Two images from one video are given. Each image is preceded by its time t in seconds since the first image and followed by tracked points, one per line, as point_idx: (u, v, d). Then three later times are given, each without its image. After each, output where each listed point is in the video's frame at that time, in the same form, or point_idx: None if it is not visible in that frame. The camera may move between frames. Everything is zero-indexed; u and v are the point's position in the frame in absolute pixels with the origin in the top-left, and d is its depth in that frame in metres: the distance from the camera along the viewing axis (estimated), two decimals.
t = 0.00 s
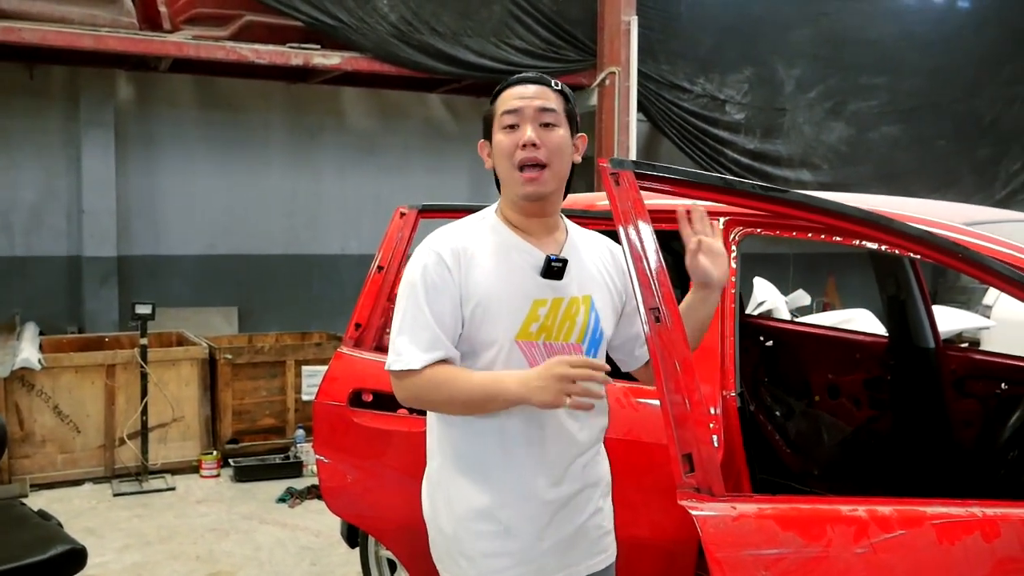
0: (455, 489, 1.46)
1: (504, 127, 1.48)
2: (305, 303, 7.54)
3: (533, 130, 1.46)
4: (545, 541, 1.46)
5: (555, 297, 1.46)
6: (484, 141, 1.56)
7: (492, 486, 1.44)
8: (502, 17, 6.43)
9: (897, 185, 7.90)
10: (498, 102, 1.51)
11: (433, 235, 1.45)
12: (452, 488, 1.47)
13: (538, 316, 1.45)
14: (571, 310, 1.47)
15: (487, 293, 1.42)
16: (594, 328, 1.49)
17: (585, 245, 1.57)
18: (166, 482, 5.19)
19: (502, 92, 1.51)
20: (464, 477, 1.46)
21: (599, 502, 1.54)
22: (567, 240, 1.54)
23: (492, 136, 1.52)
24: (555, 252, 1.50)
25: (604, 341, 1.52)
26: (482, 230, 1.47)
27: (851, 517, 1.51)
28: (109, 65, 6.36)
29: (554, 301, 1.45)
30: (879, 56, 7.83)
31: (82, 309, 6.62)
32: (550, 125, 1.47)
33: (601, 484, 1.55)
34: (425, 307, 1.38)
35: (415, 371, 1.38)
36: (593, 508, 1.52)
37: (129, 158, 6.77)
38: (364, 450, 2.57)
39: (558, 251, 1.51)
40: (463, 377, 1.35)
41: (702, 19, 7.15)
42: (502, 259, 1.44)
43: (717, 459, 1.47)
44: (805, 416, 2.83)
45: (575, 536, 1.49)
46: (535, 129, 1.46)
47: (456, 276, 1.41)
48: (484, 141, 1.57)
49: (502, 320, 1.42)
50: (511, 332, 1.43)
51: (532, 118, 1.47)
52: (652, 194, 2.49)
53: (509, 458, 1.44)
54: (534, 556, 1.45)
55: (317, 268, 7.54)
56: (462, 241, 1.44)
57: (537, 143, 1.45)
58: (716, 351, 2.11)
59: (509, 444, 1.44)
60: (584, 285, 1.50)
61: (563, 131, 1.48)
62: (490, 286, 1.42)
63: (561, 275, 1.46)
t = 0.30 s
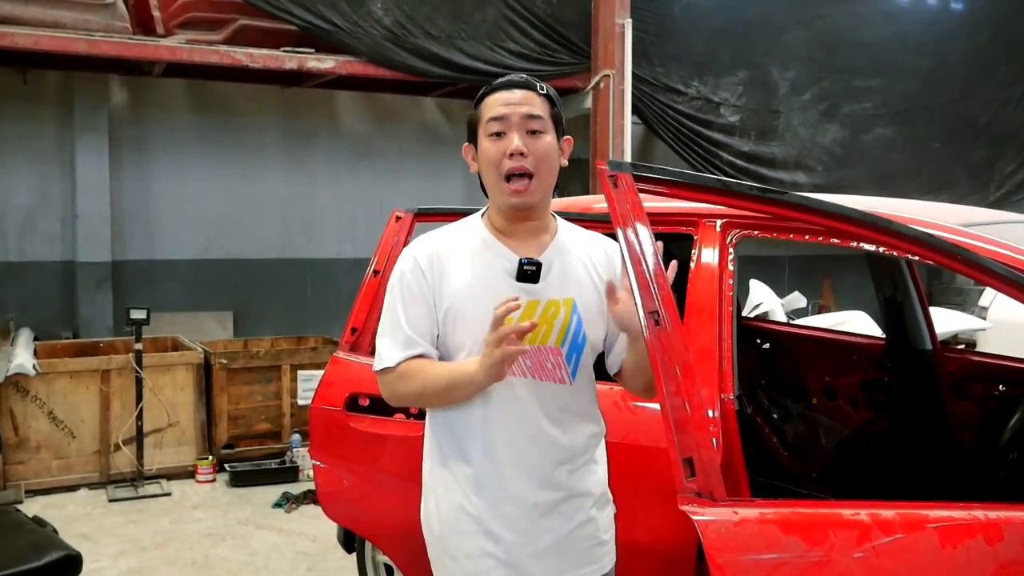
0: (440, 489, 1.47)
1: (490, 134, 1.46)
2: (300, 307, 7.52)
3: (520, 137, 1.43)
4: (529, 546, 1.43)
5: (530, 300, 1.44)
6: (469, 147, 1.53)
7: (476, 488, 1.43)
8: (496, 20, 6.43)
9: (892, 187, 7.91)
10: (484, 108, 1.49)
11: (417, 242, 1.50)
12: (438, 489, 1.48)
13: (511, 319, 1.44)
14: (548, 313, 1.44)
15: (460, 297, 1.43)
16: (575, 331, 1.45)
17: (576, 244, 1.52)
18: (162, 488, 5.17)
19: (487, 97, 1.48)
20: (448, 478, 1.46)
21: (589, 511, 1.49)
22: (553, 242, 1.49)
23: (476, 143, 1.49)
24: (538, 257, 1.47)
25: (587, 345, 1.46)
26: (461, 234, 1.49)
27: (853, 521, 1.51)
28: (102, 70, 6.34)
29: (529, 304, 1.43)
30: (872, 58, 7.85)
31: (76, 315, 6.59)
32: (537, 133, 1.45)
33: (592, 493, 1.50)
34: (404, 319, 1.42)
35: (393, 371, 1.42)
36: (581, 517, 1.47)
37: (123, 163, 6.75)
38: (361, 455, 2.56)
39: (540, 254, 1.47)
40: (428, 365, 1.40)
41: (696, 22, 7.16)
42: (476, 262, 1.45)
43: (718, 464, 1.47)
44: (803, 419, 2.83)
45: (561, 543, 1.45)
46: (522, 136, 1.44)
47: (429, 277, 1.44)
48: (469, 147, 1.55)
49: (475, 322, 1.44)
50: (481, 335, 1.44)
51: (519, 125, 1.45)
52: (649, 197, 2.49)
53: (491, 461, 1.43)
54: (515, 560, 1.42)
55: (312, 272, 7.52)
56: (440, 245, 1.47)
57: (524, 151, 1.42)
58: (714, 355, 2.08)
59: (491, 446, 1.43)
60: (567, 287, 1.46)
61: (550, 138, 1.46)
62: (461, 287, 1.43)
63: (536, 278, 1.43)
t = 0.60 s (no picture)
0: (436, 490, 1.48)
1: (484, 144, 1.43)
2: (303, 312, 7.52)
3: (514, 151, 1.41)
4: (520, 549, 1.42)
5: (521, 310, 1.43)
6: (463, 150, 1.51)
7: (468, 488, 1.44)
8: (497, 25, 6.45)
9: (894, 190, 7.91)
10: (479, 115, 1.46)
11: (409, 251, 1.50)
12: (434, 491, 1.49)
13: (500, 330, 1.42)
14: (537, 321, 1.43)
15: (448, 307, 1.43)
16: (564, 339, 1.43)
17: (569, 247, 1.49)
18: (165, 493, 5.16)
19: (483, 103, 1.45)
20: (442, 479, 1.47)
21: (585, 516, 1.45)
22: (545, 246, 1.47)
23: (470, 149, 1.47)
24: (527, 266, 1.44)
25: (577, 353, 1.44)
26: (453, 242, 1.48)
27: (859, 526, 1.51)
28: (105, 76, 6.36)
29: (518, 313, 1.42)
30: (874, 61, 7.84)
31: (80, 321, 6.60)
32: (532, 146, 1.42)
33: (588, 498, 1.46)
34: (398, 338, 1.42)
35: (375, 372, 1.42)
36: (576, 522, 1.44)
37: (126, 169, 6.76)
38: (364, 461, 2.55)
39: (529, 262, 1.45)
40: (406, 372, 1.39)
41: (698, 26, 7.16)
42: (465, 270, 1.44)
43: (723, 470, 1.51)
44: (806, 423, 2.83)
45: (553, 548, 1.43)
46: (516, 149, 1.41)
47: (419, 287, 1.45)
48: (463, 149, 1.52)
49: (464, 330, 1.42)
50: (470, 345, 1.42)
51: (514, 138, 1.42)
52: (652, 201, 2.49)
53: (482, 462, 1.43)
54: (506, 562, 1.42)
55: (315, 277, 7.52)
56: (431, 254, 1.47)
57: (517, 167, 1.41)
58: (716, 358, 2.07)
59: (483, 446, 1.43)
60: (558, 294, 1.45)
61: (545, 151, 1.44)
62: (449, 295, 1.43)
63: (526, 288, 1.43)
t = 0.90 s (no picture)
0: (426, 488, 1.48)
1: (473, 144, 1.42)
2: (306, 315, 7.53)
3: (501, 151, 1.40)
4: (512, 548, 1.42)
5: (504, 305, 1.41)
6: (455, 153, 1.51)
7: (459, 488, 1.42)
8: (500, 28, 6.45)
9: (897, 191, 7.90)
10: (467, 117, 1.45)
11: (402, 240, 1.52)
12: (425, 488, 1.49)
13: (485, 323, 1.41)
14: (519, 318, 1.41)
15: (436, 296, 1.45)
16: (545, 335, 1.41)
17: (557, 241, 1.47)
18: (169, 496, 5.17)
19: (471, 105, 1.45)
20: (432, 477, 1.47)
21: (574, 515, 1.44)
22: (531, 243, 1.45)
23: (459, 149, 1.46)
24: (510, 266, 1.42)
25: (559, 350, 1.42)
26: (447, 240, 1.49)
27: (861, 527, 1.51)
28: (108, 80, 6.37)
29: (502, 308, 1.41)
30: (876, 62, 7.84)
31: (83, 324, 6.61)
32: (520, 146, 1.41)
33: (578, 497, 1.45)
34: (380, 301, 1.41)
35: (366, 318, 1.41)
36: (565, 520, 1.43)
37: (129, 172, 6.78)
38: (367, 463, 2.55)
39: (515, 260, 1.43)
40: (392, 290, 1.40)
41: (700, 28, 7.16)
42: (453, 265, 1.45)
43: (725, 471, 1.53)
44: (809, 425, 2.82)
45: (544, 547, 1.42)
46: (504, 149, 1.40)
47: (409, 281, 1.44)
48: (454, 152, 1.52)
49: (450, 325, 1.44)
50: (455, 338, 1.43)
51: (502, 137, 1.41)
52: (654, 202, 2.49)
53: (472, 461, 1.42)
54: (495, 561, 1.41)
55: (317, 280, 7.53)
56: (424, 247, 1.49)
57: (505, 164, 1.39)
58: (718, 360, 2.07)
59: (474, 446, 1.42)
60: (540, 288, 1.43)
61: (533, 150, 1.42)
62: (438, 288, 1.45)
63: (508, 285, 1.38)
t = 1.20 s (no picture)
0: (431, 489, 1.48)
1: (464, 136, 1.46)
2: (314, 314, 7.55)
3: (491, 134, 1.43)
4: (518, 550, 1.41)
5: (507, 308, 1.41)
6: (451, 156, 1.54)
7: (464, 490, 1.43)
8: (507, 28, 6.46)
9: (906, 190, 7.87)
10: (459, 114, 1.50)
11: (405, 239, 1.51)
12: (429, 489, 1.49)
13: (487, 326, 1.41)
14: (522, 320, 1.41)
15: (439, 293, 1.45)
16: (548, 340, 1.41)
17: (560, 243, 1.47)
18: (178, 495, 5.19)
19: (462, 103, 1.50)
20: (437, 477, 1.47)
21: (581, 516, 1.44)
22: (534, 246, 1.45)
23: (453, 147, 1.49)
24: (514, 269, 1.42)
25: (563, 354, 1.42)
26: (449, 240, 1.49)
27: (870, 526, 1.51)
28: (117, 81, 6.41)
29: (506, 311, 1.41)
30: (885, 61, 7.81)
31: (93, 324, 6.65)
32: (509, 129, 1.44)
33: (584, 497, 1.45)
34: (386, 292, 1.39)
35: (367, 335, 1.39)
36: (571, 521, 1.44)
37: (138, 173, 6.81)
38: (376, 461, 2.56)
39: (517, 264, 1.43)
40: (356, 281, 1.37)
41: (707, 26, 7.15)
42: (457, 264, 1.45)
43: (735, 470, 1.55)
44: (818, 425, 2.81)
45: (552, 547, 1.42)
46: (493, 133, 1.43)
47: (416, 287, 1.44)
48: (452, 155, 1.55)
49: (452, 323, 1.43)
50: (457, 337, 1.42)
51: (490, 122, 1.44)
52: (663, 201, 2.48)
53: (478, 460, 1.42)
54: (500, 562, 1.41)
55: (325, 280, 7.55)
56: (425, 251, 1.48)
57: (495, 146, 1.41)
58: (727, 359, 2.07)
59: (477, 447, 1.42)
60: (544, 291, 1.42)
61: (524, 132, 1.44)
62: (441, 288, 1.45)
63: (510, 289, 1.40)
